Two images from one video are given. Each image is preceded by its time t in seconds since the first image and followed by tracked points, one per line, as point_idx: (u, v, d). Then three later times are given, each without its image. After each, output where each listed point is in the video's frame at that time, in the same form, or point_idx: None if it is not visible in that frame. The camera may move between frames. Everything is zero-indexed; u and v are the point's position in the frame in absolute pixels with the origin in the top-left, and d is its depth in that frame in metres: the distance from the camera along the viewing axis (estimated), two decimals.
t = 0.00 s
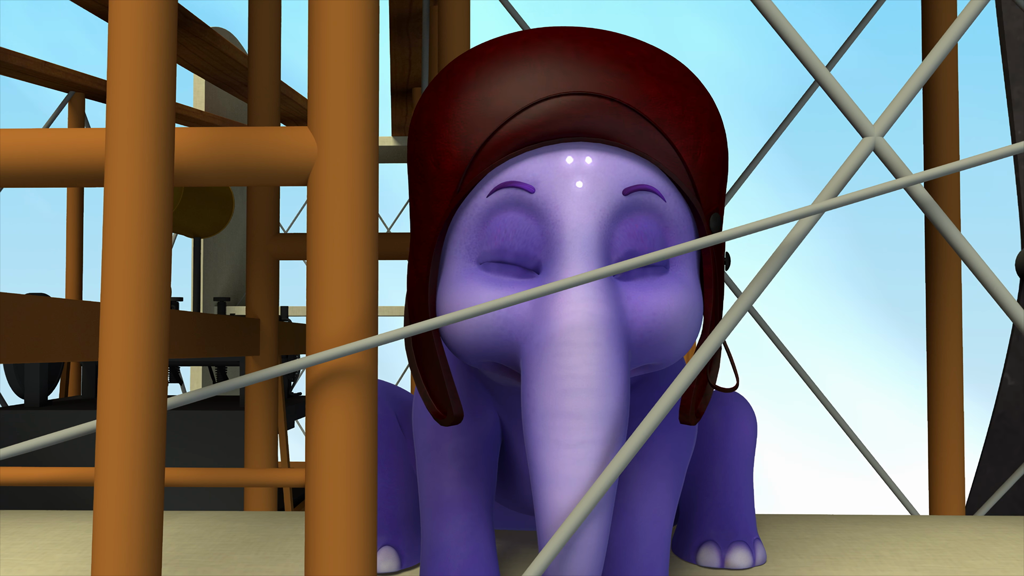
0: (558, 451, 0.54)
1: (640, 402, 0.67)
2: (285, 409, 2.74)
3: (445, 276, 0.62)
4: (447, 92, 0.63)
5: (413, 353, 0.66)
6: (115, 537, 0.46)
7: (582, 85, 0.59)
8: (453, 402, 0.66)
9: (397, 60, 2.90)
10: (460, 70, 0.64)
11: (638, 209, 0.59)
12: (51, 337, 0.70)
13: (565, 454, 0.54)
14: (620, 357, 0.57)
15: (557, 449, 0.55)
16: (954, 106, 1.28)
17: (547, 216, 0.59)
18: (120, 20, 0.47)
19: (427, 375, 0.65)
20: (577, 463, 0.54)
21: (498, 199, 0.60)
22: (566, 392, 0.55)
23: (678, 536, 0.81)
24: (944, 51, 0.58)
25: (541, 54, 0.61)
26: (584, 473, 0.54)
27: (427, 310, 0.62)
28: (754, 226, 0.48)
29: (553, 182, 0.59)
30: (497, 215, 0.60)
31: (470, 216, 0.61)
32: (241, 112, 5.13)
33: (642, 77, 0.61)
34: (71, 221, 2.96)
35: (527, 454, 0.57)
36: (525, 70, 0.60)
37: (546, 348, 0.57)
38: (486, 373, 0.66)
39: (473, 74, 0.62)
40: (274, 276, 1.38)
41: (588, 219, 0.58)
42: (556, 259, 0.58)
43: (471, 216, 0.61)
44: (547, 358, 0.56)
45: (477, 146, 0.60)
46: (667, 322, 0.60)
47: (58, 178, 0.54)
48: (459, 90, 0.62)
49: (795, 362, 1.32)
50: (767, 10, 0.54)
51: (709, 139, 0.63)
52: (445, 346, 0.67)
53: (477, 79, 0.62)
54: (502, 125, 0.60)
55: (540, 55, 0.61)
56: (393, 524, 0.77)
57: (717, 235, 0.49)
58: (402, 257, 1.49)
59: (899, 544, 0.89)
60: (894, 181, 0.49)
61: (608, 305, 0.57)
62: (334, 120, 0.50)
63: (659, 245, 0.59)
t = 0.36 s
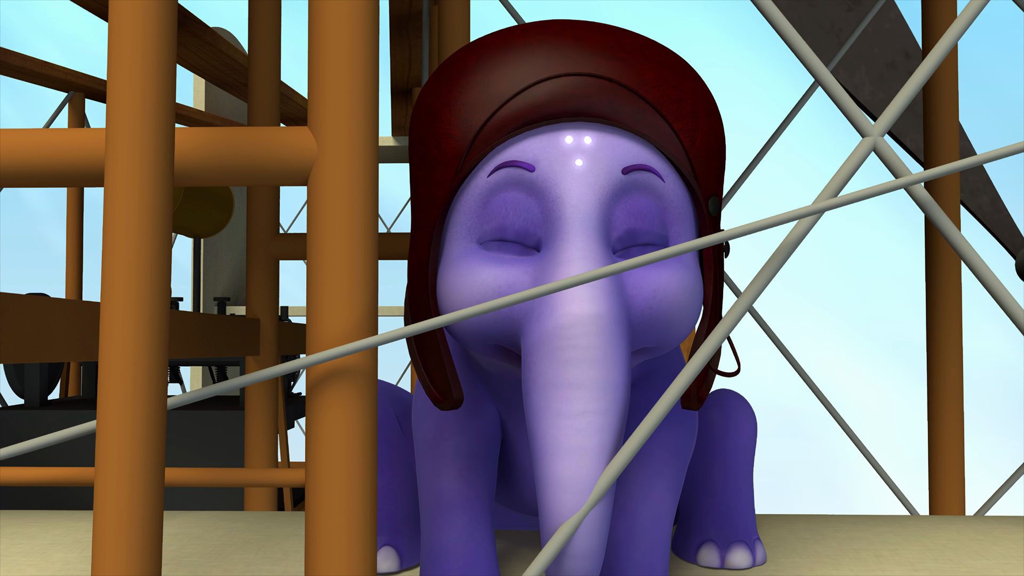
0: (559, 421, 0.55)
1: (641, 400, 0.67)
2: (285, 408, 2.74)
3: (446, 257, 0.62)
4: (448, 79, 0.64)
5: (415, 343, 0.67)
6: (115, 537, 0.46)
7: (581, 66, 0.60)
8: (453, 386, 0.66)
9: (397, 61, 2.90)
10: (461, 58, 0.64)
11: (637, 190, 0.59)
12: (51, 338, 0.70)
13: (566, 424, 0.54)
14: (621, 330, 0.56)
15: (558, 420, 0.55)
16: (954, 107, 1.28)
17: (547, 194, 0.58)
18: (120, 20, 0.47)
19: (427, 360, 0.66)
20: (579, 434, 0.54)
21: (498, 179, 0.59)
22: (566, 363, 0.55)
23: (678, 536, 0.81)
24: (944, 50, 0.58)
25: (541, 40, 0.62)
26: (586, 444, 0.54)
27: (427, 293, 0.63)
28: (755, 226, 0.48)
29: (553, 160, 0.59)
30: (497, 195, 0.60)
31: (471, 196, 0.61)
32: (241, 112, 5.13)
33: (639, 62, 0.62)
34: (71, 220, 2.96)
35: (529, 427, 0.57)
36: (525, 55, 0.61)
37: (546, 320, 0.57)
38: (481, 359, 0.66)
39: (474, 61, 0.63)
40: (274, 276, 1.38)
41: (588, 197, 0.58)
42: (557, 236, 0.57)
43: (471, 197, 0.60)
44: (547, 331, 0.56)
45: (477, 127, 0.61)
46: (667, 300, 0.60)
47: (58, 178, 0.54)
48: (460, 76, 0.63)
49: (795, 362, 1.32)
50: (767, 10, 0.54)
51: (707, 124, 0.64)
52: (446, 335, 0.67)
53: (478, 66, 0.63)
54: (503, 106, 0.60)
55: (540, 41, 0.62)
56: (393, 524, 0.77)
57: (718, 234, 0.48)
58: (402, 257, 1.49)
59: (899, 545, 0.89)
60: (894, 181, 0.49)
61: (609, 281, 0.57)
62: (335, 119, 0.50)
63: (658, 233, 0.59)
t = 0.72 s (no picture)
0: (560, 422, 0.54)
1: (640, 400, 0.67)
2: (285, 409, 2.74)
3: (446, 256, 0.62)
4: (449, 78, 0.64)
5: (415, 344, 0.67)
6: (115, 537, 0.46)
7: (581, 66, 0.60)
8: (454, 385, 0.66)
9: (397, 61, 2.91)
10: (461, 57, 0.64)
11: (637, 189, 0.59)
12: (51, 338, 0.70)
13: (566, 425, 0.54)
14: (621, 330, 0.56)
15: (559, 420, 0.55)
16: (954, 107, 1.28)
17: (547, 193, 0.58)
18: (120, 20, 0.47)
19: (428, 361, 0.66)
20: (580, 435, 0.54)
21: (498, 179, 0.59)
22: (567, 364, 0.55)
23: (678, 537, 0.81)
24: (944, 50, 0.58)
25: (541, 40, 0.62)
26: (586, 446, 0.54)
27: (427, 292, 0.63)
28: (755, 226, 0.48)
29: (553, 160, 0.58)
30: (497, 195, 0.59)
31: (471, 196, 0.61)
32: (241, 112, 5.14)
33: (638, 62, 0.62)
34: (71, 220, 2.96)
35: (529, 428, 0.57)
36: (525, 55, 0.61)
37: (546, 321, 0.57)
38: (482, 358, 0.66)
39: (474, 61, 0.63)
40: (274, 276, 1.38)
41: (588, 197, 0.57)
42: (557, 235, 0.57)
43: (471, 196, 0.60)
44: (547, 332, 0.56)
45: (477, 126, 0.61)
46: (667, 300, 0.60)
47: (58, 178, 0.54)
48: (461, 75, 0.63)
49: (794, 362, 1.32)
50: (766, 10, 0.54)
51: (707, 124, 0.64)
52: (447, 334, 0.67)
53: (478, 65, 0.63)
54: (503, 106, 0.61)
55: (540, 40, 0.62)
56: (393, 524, 0.77)
57: (718, 234, 0.48)
58: (402, 257, 1.49)
59: (899, 544, 0.89)
60: (894, 181, 0.49)
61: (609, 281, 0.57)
62: (335, 120, 0.50)
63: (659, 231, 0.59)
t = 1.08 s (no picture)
0: (561, 424, 0.54)
1: (641, 400, 0.67)
2: (285, 409, 2.74)
3: (446, 256, 0.62)
4: (450, 78, 0.64)
5: (415, 345, 0.67)
6: (115, 537, 0.46)
7: (581, 66, 0.60)
8: (454, 385, 0.66)
9: (397, 61, 2.91)
10: (461, 57, 0.64)
11: (637, 189, 0.59)
12: (51, 338, 0.70)
13: (567, 427, 0.54)
14: (621, 332, 0.56)
15: (559, 422, 0.55)
16: (954, 107, 1.28)
17: (547, 193, 0.58)
18: (120, 20, 0.47)
19: (428, 362, 0.66)
20: (581, 436, 0.54)
21: (497, 179, 0.59)
22: (568, 366, 0.55)
23: (678, 537, 0.81)
24: (944, 50, 0.58)
25: (541, 40, 0.62)
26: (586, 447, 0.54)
27: (427, 292, 0.63)
28: (755, 226, 0.48)
29: (553, 160, 0.58)
30: (497, 194, 0.59)
31: (471, 196, 0.61)
32: (241, 111, 5.14)
33: (639, 62, 0.62)
34: (71, 221, 2.96)
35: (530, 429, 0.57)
36: (525, 55, 0.61)
37: (547, 323, 0.57)
38: (482, 358, 0.66)
39: (474, 61, 0.63)
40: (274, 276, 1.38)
41: (588, 196, 0.57)
42: (557, 235, 0.57)
43: (471, 196, 0.60)
44: (547, 332, 0.56)
45: (477, 126, 0.61)
46: (668, 300, 0.60)
47: (57, 178, 0.54)
48: (461, 75, 0.63)
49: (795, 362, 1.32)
50: (767, 10, 0.54)
51: (707, 123, 0.64)
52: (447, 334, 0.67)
53: (478, 65, 0.63)
54: (503, 106, 0.61)
55: (540, 40, 0.62)
56: (393, 524, 0.77)
57: (718, 234, 0.48)
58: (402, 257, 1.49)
59: (899, 544, 0.89)
60: (894, 181, 0.49)
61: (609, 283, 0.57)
62: (335, 120, 0.50)
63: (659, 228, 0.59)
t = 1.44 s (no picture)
0: (559, 440, 0.55)
1: (641, 400, 0.67)
2: (285, 409, 2.74)
3: (445, 267, 0.62)
4: (449, 87, 0.63)
5: (413, 348, 0.66)
6: (114, 537, 0.46)
7: (582, 76, 0.59)
8: (454, 395, 0.66)
9: (397, 61, 2.91)
10: (460, 64, 0.64)
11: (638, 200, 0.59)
12: (51, 338, 0.70)
13: (565, 443, 0.54)
14: (621, 348, 0.57)
15: (558, 438, 0.55)
16: (954, 107, 1.28)
17: (547, 206, 0.58)
18: (120, 20, 0.47)
19: (427, 369, 0.66)
20: (581, 454, 0.54)
21: (497, 190, 0.59)
22: (567, 382, 0.55)
23: (678, 537, 0.81)
24: (944, 50, 0.58)
25: (541, 47, 0.61)
26: (585, 464, 0.54)
27: (427, 301, 0.63)
28: (755, 226, 0.48)
29: (553, 172, 0.59)
30: (497, 206, 0.60)
31: (470, 207, 0.61)
32: (241, 112, 5.14)
33: (640, 71, 0.61)
34: (71, 221, 2.96)
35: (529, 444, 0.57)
36: (525, 63, 0.61)
37: (546, 339, 0.57)
38: (482, 365, 0.66)
39: (474, 69, 0.63)
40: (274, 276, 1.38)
41: (588, 210, 0.58)
42: (557, 247, 0.57)
43: (471, 207, 0.61)
44: (547, 347, 0.56)
45: (477, 137, 0.61)
46: (667, 313, 0.60)
47: (56, 178, 0.54)
48: (460, 84, 0.63)
49: (794, 362, 1.32)
50: (767, 9, 0.54)
51: (708, 132, 0.63)
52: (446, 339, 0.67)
53: (478, 73, 0.62)
54: (503, 116, 0.60)
55: (540, 48, 0.61)
56: (393, 524, 0.77)
57: (717, 234, 0.48)
58: (401, 257, 1.49)
59: (899, 544, 0.89)
60: (894, 181, 0.49)
61: (608, 299, 0.57)
62: (334, 120, 0.50)
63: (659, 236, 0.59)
